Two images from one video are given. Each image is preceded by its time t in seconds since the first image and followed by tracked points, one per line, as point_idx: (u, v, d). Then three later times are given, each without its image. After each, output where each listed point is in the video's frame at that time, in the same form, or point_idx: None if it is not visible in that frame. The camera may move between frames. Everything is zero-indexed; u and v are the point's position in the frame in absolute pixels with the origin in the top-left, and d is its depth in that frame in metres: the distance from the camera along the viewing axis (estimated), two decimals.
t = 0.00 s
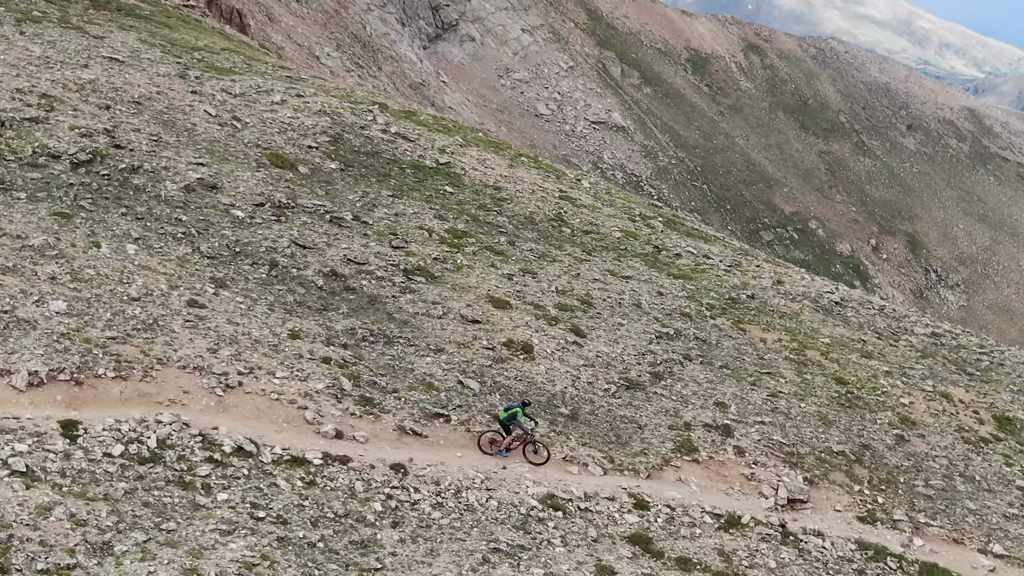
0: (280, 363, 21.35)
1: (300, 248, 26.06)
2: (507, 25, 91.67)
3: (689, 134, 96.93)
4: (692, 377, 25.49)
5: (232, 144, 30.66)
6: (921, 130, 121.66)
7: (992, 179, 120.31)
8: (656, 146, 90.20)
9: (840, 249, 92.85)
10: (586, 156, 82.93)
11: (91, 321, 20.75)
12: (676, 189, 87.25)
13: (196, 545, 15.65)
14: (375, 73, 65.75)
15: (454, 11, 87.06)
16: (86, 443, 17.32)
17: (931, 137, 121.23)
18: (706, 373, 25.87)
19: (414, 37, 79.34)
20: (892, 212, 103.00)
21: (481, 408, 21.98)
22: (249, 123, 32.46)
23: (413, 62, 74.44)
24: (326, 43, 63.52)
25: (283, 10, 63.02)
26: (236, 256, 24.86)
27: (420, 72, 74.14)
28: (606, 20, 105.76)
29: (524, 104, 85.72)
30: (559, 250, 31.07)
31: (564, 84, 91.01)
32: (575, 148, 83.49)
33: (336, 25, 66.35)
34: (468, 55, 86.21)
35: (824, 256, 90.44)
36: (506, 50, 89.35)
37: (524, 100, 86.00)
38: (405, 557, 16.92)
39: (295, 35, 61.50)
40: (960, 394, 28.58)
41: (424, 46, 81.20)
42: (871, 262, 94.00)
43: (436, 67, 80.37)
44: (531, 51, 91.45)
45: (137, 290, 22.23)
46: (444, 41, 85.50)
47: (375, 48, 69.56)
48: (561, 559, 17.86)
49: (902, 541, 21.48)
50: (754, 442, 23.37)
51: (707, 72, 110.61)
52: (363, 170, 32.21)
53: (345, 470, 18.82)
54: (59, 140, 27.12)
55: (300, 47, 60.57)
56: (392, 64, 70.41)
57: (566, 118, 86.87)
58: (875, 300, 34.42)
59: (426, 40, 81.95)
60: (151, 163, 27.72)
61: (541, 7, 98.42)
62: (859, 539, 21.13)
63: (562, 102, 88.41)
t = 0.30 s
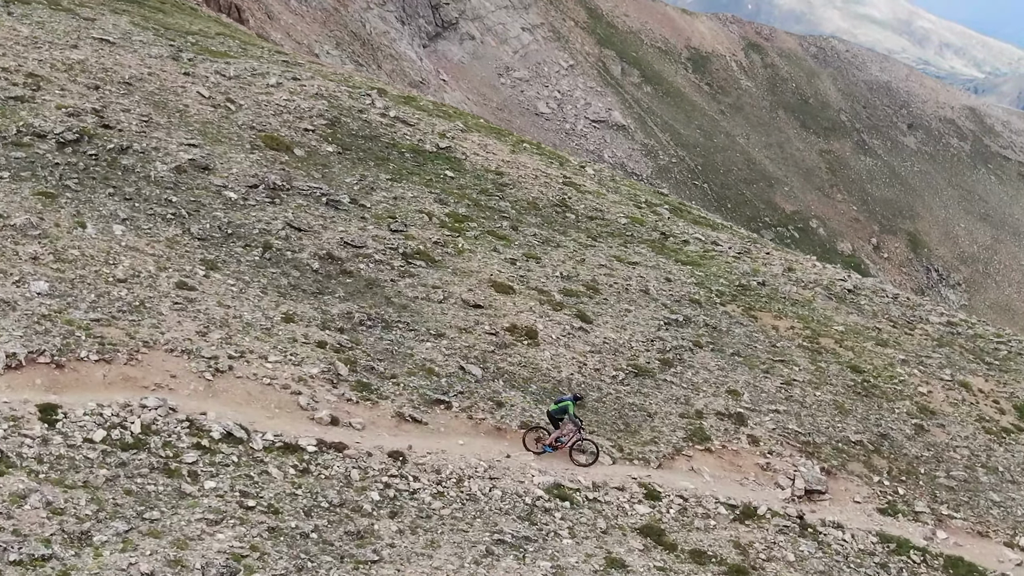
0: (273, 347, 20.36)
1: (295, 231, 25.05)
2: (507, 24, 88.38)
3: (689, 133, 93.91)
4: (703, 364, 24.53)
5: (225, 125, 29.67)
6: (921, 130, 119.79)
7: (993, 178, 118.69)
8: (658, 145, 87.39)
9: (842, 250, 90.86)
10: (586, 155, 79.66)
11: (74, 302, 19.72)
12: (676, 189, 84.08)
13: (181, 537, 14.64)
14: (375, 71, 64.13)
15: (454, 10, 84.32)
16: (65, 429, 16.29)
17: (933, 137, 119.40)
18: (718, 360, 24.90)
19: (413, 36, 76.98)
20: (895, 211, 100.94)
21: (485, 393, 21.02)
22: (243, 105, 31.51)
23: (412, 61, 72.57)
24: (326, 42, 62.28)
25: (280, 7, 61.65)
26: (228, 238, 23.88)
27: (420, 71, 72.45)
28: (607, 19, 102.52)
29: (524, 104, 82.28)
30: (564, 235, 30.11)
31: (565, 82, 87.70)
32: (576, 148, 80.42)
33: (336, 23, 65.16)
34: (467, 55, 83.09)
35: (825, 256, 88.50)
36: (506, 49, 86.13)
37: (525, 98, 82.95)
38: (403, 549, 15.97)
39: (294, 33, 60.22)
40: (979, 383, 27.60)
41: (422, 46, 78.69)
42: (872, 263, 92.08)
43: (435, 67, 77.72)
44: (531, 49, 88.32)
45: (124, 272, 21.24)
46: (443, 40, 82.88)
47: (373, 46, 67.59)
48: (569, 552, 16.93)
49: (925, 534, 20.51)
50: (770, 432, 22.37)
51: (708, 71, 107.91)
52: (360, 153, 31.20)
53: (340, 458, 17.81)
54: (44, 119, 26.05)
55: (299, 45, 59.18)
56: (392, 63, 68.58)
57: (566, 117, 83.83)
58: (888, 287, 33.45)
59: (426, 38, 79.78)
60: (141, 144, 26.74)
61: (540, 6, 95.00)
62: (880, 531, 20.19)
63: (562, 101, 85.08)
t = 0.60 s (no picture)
0: (269, 325, 19.63)
1: (292, 209, 24.32)
2: (508, 22, 86.77)
3: (689, 132, 92.73)
4: (714, 346, 23.83)
5: (222, 105, 28.96)
6: (924, 129, 118.79)
7: (994, 176, 117.73)
8: (658, 144, 86.01)
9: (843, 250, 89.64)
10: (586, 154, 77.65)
11: (61, 278, 18.94)
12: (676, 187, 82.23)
13: (170, 517, 13.82)
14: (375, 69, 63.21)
15: (454, 8, 82.86)
16: (50, 405, 15.48)
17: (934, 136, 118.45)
18: (728, 343, 24.18)
19: (414, 35, 75.51)
20: (896, 210, 99.73)
21: (489, 373, 20.31)
22: (239, 86, 30.80)
23: (413, 59, 71.27)
24: (327, 41, 61.50)
25: (280, 4, 60.76)
26: (223, 216, 23.17)
27: (421, 69, 71.44)
28: (607, 18, 101.19)
29: (526, 103, 80.75)
30: (568, 218, 29.39)
31: (566, 81, 86.39)
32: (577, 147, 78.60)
33: (337, 21, 64.49)
34: (468, 53, 81.57)
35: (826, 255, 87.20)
36: (506, 47, 84.55)
37: (525, 97, 81.39)
38: (404, 531, 15.22)
39: (294, 31, 59.42)
40: (996, 368, 26.86)
41: (422, 44, 77.23)
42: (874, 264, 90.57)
43: (435, 66, 76.34)
44: (532, 48, 86.84)
45: (115, 248, 20.49)
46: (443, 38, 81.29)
47: (373, 45, 66.35)
48: (577, 534, 16.21)
49: (946, 519, 19.75)
50: (783, 415, 21.64)
51: (709, 70, 106.75)
52: (359, 135, 30.46)
53: (338, 438, 17.07)
54: (34, 96, 25.25)
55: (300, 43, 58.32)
56: (393, 61, 67.50)
57: (567, 115, 82.34)
58: (899, 273, 32.73)
59: (426, 36, 78.26)
60: (134, 122, 26.00)
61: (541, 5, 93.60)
62: (899, 515, 19.46)
63: (562, 100, 83.68)
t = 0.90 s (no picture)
0: (265, 296, 19.12)
1: (290, 184, 23.81)
2: (508, 20, 85.92)
3: (689, 131, 92.07)
4: (721, 322, 23.32)
5: (219, 82, 28.47)
6: (924, 127, 118.15)
7: (995, 175, 116.74)
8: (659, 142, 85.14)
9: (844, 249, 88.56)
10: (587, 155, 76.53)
11: (52, 247, 18.39)
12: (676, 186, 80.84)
13: (162, 484, 13.28)
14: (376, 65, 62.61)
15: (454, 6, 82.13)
16: (37, 372, 14.91)
17: (934, 134, 117.77)
18: (735, 320, 23.66)
19: (414, 33, 74.61)
20: (897, 208, 98.70)
21: (492, 346, 19.80)
22: (236, 63, 30.29)
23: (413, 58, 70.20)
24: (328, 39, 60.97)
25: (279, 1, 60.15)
26: (219, 189, 22.67)
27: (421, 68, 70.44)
28: (607, 17, 100.52)
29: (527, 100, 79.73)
30: (571, 197, 28.86)
31: (566, 79, 85.80)
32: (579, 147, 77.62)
33: (336, 19, 63.80)
34: (467, 51, 80.86)
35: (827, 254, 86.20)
36: (507, 45, 83.85)
37: (526, 95, 80.54)
38: (404, 501, 14.74)
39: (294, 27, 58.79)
40: (1008, 348, 26.28)
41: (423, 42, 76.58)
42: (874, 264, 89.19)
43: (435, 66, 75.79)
44: (532, 46, 86.04)
45: (107, 218, 19.97)
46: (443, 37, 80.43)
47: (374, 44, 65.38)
48: (583, 507, 15.74)
49: (961, 496, 19.23)
50: (794, 391, 21.12)
51: (709, 69, 106.11)
52: (358, 113, 29.93)
53: (336, 408, 16.55)
54: (27, 69, 24.66)
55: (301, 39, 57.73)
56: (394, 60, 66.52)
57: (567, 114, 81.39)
58: (908, 254, 32.14)
59: (426, 35, 77.45)
60: (129, 96, 25.48)
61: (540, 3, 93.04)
62: (912, 491, 18.99)
63: (562, 98, 82.88)
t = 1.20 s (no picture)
0: (264, 260, 18.79)
1: (289, 153, 23.48)
2: (507, 18, 84.97)
3: (689, 128, 91.45)
4: (726, 292, 23.03)
5: (217, 55, 28.16)
6: (924, 124, 117.78)
7: (996, 173, 115.93)
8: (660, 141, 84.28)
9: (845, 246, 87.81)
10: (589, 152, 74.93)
11: (46, 209, 18.03)
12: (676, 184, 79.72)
13: (156, 438, 12.93)
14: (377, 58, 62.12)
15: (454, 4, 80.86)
16: (29, 328, 14.53)
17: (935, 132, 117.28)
18: (740, 290, 23.36)
19: (416, 31, 72.72)
20: (898, 206, 97.90)
21: (494, 312, 19.50)
22: (235, 38, 29.96)
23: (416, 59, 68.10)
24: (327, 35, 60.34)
25: None
26: (217, 157, 22.35)
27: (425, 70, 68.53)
28: (606, 13, 100.12)
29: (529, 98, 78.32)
30: (574, 171, 28.57)
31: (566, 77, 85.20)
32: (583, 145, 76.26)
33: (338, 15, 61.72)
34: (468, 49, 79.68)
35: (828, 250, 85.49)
36: (506, 44, 82.72)
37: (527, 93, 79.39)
38: (405, 459, 14.42)
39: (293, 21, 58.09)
40: (1017, 322, 25.92)
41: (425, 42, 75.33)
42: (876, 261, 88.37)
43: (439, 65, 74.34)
44: (532, 44, 85.37)
45: (103, 182, 19.64)
46: (443, 35, 78.98)
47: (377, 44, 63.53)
48: (588, 468, 15.43)
49: (971, 463, 18.89)
50: (800, 359, 20.83)
51: (709, 65, 105.73)
52: (359, 88, 29.62)
53: (336, 367, 16.24)
54: (21, 39, 24.25)
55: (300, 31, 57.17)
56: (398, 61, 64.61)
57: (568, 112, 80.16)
58: (914, 232, 31.83)
59: (426, 32, 75.65)
60: (126, 67, 25.16)
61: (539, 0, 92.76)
62: (922, 457, 18.68)
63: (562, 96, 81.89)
